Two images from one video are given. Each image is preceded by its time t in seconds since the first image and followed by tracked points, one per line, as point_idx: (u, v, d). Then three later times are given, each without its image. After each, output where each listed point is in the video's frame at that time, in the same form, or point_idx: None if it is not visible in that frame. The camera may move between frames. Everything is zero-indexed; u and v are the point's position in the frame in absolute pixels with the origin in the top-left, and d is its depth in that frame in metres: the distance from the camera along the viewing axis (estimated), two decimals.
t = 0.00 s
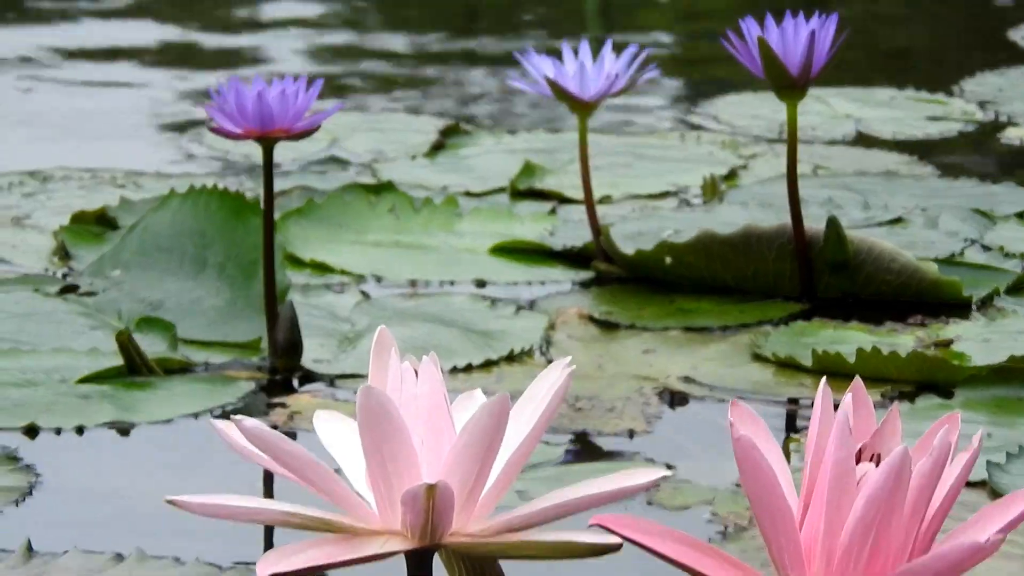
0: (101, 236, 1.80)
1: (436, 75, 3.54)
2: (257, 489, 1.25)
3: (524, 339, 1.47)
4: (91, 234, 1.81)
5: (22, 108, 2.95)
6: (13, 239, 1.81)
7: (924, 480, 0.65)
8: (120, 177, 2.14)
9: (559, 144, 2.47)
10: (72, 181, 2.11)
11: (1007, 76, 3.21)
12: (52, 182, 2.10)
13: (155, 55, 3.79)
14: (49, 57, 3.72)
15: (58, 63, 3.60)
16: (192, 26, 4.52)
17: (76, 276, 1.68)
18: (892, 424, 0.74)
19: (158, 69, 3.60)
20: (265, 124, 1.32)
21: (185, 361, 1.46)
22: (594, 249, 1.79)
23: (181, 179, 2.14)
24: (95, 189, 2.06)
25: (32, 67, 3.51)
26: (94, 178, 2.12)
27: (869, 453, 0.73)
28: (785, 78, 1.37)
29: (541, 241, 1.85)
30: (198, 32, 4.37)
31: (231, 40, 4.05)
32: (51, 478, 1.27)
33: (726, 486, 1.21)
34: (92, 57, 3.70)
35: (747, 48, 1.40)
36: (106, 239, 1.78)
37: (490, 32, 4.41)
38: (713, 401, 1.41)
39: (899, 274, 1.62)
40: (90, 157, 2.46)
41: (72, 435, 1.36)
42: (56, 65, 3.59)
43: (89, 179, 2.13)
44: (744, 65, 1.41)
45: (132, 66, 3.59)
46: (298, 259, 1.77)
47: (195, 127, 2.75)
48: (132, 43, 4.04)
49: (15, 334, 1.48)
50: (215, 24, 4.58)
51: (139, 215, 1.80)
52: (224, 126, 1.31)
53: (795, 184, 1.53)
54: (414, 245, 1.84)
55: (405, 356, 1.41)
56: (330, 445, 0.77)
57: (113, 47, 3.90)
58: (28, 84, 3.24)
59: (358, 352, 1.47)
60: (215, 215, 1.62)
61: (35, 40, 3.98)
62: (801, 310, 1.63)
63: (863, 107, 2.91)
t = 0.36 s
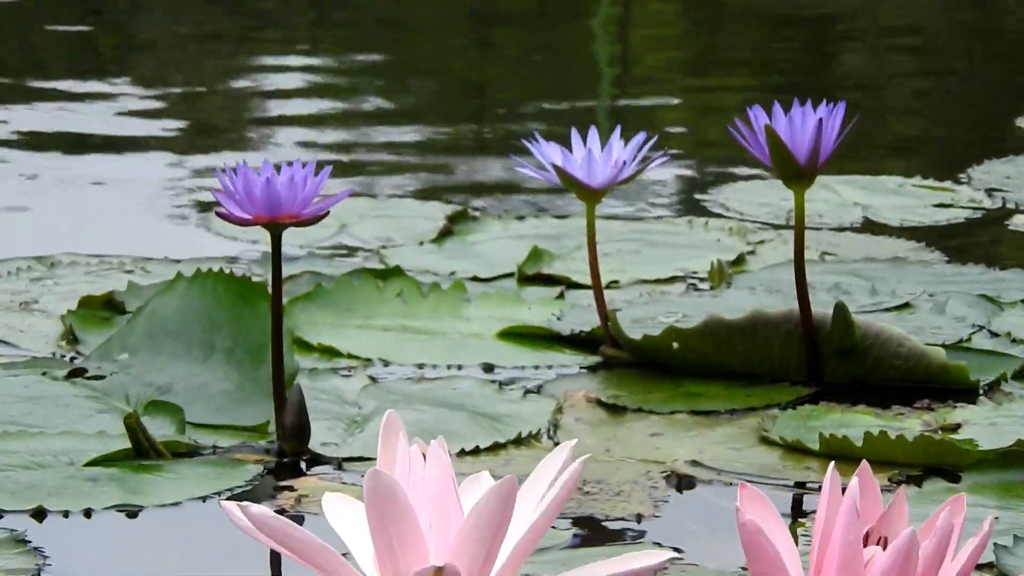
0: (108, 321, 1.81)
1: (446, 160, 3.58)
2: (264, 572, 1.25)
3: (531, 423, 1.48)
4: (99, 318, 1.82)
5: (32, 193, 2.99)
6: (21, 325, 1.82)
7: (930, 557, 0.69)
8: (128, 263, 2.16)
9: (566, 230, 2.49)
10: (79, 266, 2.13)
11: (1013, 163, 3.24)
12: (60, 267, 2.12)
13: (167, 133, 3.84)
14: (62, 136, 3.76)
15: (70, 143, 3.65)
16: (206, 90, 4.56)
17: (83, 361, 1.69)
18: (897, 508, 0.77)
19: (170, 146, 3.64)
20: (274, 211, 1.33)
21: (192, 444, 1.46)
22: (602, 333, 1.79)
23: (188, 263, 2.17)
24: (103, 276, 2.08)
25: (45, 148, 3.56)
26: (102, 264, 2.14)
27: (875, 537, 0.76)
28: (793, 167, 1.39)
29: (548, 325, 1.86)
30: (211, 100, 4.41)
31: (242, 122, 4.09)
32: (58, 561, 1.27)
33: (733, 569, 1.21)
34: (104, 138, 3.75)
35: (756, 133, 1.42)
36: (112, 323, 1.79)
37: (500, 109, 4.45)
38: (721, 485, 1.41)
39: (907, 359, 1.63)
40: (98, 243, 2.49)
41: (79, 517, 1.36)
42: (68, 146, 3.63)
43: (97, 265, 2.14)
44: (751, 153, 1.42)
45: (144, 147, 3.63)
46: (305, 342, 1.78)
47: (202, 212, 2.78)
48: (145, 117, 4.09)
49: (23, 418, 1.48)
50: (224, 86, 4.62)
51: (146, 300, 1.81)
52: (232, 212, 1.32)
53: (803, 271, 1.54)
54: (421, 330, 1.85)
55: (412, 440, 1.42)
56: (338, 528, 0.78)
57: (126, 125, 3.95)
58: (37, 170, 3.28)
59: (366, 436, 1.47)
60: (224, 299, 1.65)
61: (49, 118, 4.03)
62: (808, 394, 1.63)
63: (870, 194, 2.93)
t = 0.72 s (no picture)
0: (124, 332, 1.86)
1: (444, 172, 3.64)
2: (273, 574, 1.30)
3: (531, 431, 1.53)
4: (114, 330, 1.88)
5: (42, 208, 3.03)
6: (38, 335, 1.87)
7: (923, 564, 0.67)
8: (143, 275, 2.20)
9: (564, 245, 2.54)
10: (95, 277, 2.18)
11: (997, 180, 3.31)
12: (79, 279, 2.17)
13: (170, 148, 3.90)
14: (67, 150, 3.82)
15: (76, 157, 3.70)
16: (206, 102, 4.62)
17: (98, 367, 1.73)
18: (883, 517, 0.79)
19: (174, 160, 3.70)
20: (283, 228, 1.38)
21: (205, 451, 1.52)
22: (599, 345, 1.84)
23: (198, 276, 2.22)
24: (118, 288, 2.12)
25: (52, 161, 3.61)
26: (118, 277, 2.19)
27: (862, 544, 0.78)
28: (784, 187, 1.44)
29: (548, 337, 1.91)
30: (212, 111, 4.48)
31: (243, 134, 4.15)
32: (75, 565, 1.31)
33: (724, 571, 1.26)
34: (109, 151, 3.81)
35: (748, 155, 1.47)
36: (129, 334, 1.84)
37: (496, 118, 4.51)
38: (714, 490, 1.46)
39: (893, 371, 1.68)
40: (111, 257, 2.54)
41: (96, 521, 1.42)
42: (74, 159, 3.69)
43: (113, 277, 2.19)
44: (745, 172, 1.48)
45: (148, 159, 3.69)
46: (314, 352, 1.83)
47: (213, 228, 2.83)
48: (148, 132, 4.15)
49: (41, 428, 1.54)
50: (226, 100, 4.69)
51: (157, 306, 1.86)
52: (243, 228, 1.37)
53: (793, 289, 1.60)
54: (426, 341, 1.90)
55: (417, 448, 1.47)
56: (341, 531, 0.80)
57: (130, 139, 4.02)
58: (44, 185, 3.33)
59: (372, 443, 1.52)
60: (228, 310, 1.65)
61: (54, 131, 4.09)
62: (797, 404, 1.69)
63: (859, 211, 2.99)
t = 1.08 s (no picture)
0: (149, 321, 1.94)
1: (437, 181, 3.74)
2: (285, 554, 1.38)
3: (527, 420, 1.62)
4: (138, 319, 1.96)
5: (60, 212, 3.14)
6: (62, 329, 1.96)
7: (888, 545, 0.76)
8: (163, 273, 2.29)
9: (557, 244, 2.63)
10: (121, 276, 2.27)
11: (970, 182, 3.42)
12: (102, 277, 2.26)
13: (170, 160, 4.00)
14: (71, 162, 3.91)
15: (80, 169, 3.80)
16: (202, 122, 4.73)
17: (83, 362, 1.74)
18: (858, 501, 0.88)
19: (176, 171, 3.80)
20: (294, 229, 1.48)
21: (219, 439, 1.61)
22: (591, 339, 1.93)
23: (217, 275, 2.29)
24: (140, 284, 2.21)
25: (57, 172, 3.71)
26: (140, 275, 2.28)
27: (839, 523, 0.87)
28: (765, 189, 1.54)
29: (543, 331, 2.00)
30: (211, 130, 4.58)
31: (243, 147, 4.25)
32: (96, 545, 1.40)
33: (710, 553, 1.35)
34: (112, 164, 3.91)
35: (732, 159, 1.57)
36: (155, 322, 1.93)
37: (485, 138, 4.63)
38: (701, 476, 1.55)
39: (869, 362, 1.78)
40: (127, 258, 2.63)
41: (116, 506, 1.50)
42: (79, 170, 3.79)
43: (135, 275, 2.28)
44: (726, 177, 1.58)
45: (151, 170, 3.79)
46: (323, 346, 1.91)
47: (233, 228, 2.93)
48: (148, 147, 4.25)
49: (64, 419, 1.63)
50: (224, 118, 4.79)
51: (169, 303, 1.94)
52: (258, 231, 1.47)
53: (774, 287, 1.69)
54: (429, 335, 1.99)
55: (420, 435, 1.55)
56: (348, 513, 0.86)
57: (131, 154, 4.11)
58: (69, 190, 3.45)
59: (377, 432, 1.61)
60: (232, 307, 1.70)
61: (57, 145, 4.18)
62: (778, 394, 1.78)
63: (836, 212, 3.09)
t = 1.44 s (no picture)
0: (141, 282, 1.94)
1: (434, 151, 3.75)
2: (282, 524, 1.40)
3: (523, 388, 1.62)
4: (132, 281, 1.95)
5: (57, 185, 3.14)
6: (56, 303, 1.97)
7: (886, 517, 0.83)
8: (157, 246, 2.30)
9: (552, 214, 2.64)
10: (108, 249, 2.28)
11: (964, 152, 3.44)
12: (95, 250, 2.27)
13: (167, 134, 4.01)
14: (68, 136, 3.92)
15: (77, 142, 3.81)
16: (198, 99, 4.74)
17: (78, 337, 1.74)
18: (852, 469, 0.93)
19: (173, 144, 3.81)
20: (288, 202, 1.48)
21: (216, 409, 1.62)
22: (586, 309, 1.94)
23: (212, 247, 2.30)
24: (135, 256, 2.21)
25: (52, 148, 3.71)
26: (133, 248, 2.28)
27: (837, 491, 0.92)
28: (757, 160, 1.53)
29: (539, 301, 2.01)
30: (207, 107, 4.59)
31: (238, 125, 4.26)
32: (91, 516, 1.41)
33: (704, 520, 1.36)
34: (110, 138, 3.91)
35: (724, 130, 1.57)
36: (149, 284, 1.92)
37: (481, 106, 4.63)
38: (696, 443, 1.56)
39: (865, 328, 1.77)
40: (124, 229, 2.64)
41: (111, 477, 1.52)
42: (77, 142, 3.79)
43: (128, 248, 2.29)
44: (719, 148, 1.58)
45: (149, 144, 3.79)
46: (319, 317, 1.92)
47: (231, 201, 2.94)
48: (145, 121, 4.26)
49: (60, 390, 1.64)
50: (220, 97, 4.80)
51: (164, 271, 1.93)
52: (252, 203, 1.48)
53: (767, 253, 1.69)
54: (424, 306, 1.99)
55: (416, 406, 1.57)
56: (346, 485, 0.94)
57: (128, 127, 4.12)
58: (67, 163, 3.45)
59: (375, 402, 1.62)
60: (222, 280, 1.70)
61: (55, 122, 4.20)
62: (774, 361, 1.78)
63: (831, 182, 3.10)
